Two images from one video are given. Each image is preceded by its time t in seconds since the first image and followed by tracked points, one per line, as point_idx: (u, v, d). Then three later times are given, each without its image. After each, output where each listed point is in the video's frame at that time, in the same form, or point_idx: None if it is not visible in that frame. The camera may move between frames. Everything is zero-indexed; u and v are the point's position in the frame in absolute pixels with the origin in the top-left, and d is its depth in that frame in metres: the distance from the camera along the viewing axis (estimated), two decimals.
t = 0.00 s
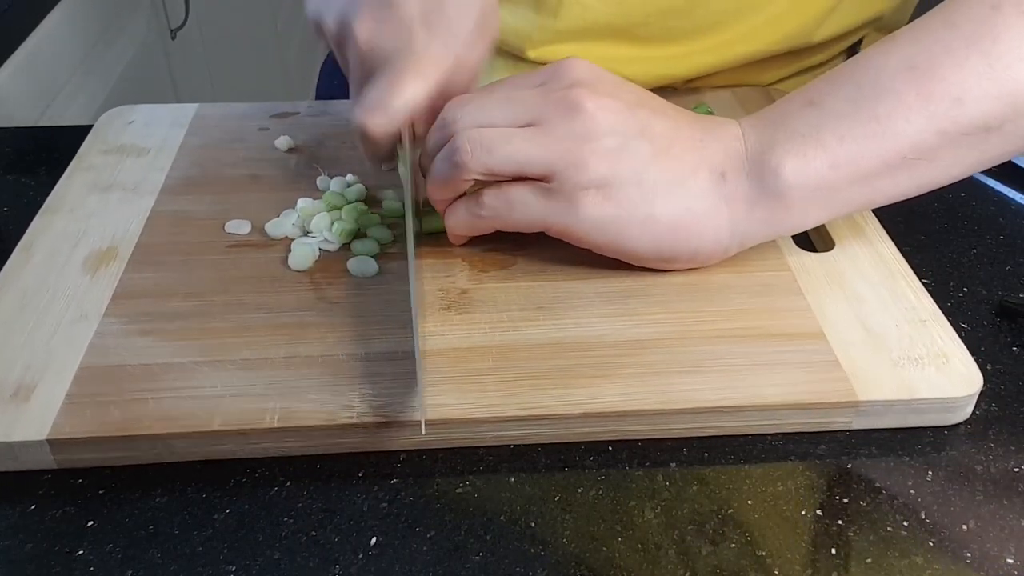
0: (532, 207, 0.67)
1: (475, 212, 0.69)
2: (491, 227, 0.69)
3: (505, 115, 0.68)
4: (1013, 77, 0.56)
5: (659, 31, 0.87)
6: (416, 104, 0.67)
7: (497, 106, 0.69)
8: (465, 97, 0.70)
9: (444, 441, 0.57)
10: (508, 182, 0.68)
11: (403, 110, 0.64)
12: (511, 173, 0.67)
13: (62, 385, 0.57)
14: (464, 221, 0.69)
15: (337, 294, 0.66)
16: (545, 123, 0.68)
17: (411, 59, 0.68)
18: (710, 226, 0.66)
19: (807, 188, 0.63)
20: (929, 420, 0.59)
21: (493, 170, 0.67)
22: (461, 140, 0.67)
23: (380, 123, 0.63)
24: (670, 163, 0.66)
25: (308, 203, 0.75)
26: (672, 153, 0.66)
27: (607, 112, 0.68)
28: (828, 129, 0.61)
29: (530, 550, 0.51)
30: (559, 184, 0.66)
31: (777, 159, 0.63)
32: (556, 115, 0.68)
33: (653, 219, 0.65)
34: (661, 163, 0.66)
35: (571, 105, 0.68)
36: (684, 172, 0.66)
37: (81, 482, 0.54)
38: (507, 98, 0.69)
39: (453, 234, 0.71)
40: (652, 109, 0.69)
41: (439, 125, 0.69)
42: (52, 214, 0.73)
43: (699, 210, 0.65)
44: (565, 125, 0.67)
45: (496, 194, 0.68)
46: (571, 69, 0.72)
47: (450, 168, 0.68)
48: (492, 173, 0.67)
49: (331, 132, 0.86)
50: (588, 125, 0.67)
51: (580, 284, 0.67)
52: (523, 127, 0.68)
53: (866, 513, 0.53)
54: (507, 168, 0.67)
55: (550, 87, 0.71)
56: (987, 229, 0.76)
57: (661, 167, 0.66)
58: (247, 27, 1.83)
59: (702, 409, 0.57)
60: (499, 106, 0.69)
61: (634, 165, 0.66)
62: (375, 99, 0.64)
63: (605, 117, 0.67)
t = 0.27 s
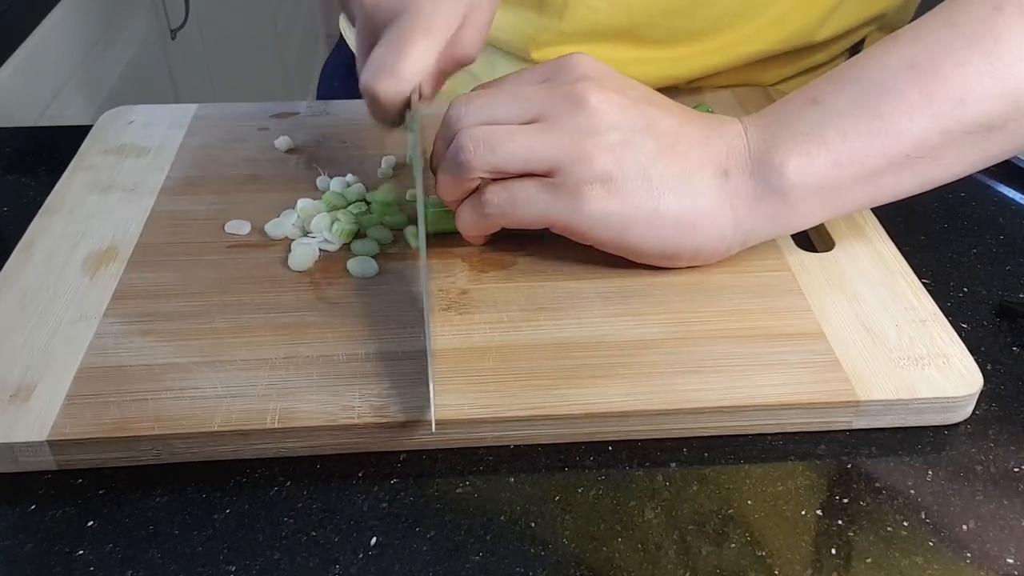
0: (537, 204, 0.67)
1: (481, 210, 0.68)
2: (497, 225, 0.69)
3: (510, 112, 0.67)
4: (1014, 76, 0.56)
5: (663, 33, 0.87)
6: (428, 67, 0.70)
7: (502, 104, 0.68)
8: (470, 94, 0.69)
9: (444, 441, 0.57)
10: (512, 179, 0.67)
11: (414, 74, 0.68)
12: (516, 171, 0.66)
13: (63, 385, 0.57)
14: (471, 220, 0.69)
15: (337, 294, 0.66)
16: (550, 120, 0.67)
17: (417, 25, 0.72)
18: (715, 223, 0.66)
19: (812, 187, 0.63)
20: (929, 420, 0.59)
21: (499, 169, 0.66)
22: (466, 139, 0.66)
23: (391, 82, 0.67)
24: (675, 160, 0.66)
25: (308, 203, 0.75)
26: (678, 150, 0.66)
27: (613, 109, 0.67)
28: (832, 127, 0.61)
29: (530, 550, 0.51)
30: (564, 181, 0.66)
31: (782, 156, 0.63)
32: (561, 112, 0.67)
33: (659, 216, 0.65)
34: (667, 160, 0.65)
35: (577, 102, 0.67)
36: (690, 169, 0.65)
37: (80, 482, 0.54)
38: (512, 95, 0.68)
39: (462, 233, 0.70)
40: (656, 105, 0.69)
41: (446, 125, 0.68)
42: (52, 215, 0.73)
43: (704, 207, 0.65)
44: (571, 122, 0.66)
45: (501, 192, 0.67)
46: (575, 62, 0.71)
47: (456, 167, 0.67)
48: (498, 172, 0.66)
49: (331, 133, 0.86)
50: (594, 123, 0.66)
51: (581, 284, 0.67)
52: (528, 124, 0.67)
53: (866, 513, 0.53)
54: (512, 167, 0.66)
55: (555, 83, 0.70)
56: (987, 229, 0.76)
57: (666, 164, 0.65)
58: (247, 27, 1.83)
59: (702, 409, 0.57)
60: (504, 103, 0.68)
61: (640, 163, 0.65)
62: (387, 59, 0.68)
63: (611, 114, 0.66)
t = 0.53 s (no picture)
0: (555, 198, 0.67)
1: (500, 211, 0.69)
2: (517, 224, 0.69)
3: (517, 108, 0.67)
4: None
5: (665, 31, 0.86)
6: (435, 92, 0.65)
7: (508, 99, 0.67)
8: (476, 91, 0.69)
9: (437, 441, 0.57)
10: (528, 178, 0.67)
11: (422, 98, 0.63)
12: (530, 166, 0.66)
13: (60, 381, 0.58)
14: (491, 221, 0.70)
15: (336, 293, 0.66)
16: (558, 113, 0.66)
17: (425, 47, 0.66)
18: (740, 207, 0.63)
19: (843, 165, 0.59)
20: (929, 425, 0.58)
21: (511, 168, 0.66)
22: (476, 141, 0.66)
23: (400, 112, 0.63)
24: (689, 143, 0.63)
25: (308, 202, 0.75)
26: (692, 130, 0.63)
27: (619, 98, 0.65)
28: (860, 103, 0.57)
29: (530, 550, 0.51)
30: (579, 175, 0.65)
31: (807, 131, 0.59)
32: (567, 105, 0.65)
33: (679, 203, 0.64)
34: (679, 145, 0.63)
35: (582, 93, 0.65)
36: (710, 149, 0.63)
37: (80, 482, 0.55)
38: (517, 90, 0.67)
39: (480, 234, 0.71)
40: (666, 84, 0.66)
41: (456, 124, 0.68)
42: (56, 215, 0.74)
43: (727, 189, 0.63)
44: (576, 116, 0.65)
45: (518, 193, 0.68)
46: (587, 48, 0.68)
47: (470, 168, 0.67)
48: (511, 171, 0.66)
49: (332, 131, 0.87)
50: (600, 114, 0.65)
51: (579, 283, 0.67)
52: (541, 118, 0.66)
53: (867, 513, 0.53)
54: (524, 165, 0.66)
55: (561, 70, 0.68)
56: (987, 229, 0.75)
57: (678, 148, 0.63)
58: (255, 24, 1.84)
59: (697, 411, 0.57)
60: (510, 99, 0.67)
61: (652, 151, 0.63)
62: (394, 86, 0.63)
63: (617, 103, 0.65)
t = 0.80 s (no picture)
0: (587, 207, 0.67)
1: (522, 217, 0.68)
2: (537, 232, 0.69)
3: (552, 117, 0.68)
4: None
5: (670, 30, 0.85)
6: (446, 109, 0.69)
7: (539, 109, 0.68)
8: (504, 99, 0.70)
9: (436, 441, 0.57)
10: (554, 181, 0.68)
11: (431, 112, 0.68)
12: (562, 175, 0.67)
13: (60, 380, 0.58)
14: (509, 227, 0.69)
15: (335, 292, 0.66)
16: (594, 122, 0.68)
17: (439, 71, 0.71)
18: (767, 216, 0.66)
19: (869, 169, 0.63)
20: (929, 426, 0.58)
21: (545, 173, 0.66)
22: (511, 145, 0.66)
23: (409, 126, 0.67)
24: (722, 155, 0.66)
25: (308, 202, 0.75)
26: (722, 145, 0.66)
27: (652, 110, 0.68)
28: (886, 109, 0.62)
29: (530, 550, 0.51)
30: (611, 185, 0.66)
31: (835, 141, 0.63)
32: (603, 115, 0.68)
33: (710, 214, 0.65)
34: (713, 155, 0.66)
35: (617, 105, 0.68)
36: (736, 161, 0.66)
37: (81, 482, 0.55)
38: (551, 100, 0.69)
39: (492, 240, 0.70)
40: (692, 102, 0.70)
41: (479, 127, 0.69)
42: (57, 213, 0.74)
43: (753, 199, 0.65)
44: (613, 125, 0.67)
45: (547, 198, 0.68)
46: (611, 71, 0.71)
47: (499, 170, 0.67)
48: (543, 177, 0.67)
49: (332, 131, 0.87)
50: (636, 124, 0.67)
51: (578, 284, 0.67)
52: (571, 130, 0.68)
53: (867, 513, 0.53)
54: (558, 171, 0.66)
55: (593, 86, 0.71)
56: (987, 229, 0.75)
57: (712, 158, 0.66)
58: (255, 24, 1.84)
59: (696, 412, 0.57)
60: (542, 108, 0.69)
61: (686, 159, 0.66)
62: (405, 103, 0.68)
63: (650, 114, 0.67)
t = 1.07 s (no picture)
0: (588, 208, 0.67)
1: (524, 218, 0.68)
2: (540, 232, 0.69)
3: (553, 120, 0.69)
4: None
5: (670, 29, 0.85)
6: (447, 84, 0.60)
7: (540, 113, 0.69)
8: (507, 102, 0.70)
9: (436, 441, 0.57)
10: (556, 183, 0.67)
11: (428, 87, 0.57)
12: (563, 176, 0.67)
13: (59, 380, 0.58)
14: (511, 228, 0.69)
15: (335, 293, 0.66)
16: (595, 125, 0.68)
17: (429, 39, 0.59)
18: (767, 218, 0.66)
19: (868, 172, 0.63)
20: (929, 427, 0.58)
21: (546, 174, 0.66)
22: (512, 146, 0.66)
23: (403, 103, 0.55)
24: (722, 157, 0.66)
25: (308, 202, 0.75)
26: (722, 148, 0.67)
27: (653, 113, 0.68)
28: (886, 114, 0.62)
29: (530, 550, 0.51)
30: (612, 186, 0.66)
31: (834, 144, 0.63)
32: (604, 118, 0.68)
33: (711, 216, 0.65)
34: (713, 158, 0.66)
35: (618, 108, 0.68)
36: (737, 164, 0.66)
37: (81, 482, 0.54)
38: (553, 103, 0.69)
39: (494, 241, 0.70)
40: (693, 106, 0.70)
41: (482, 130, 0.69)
42: (58, 213, 0.74)
43: (753, 201, 0.65)
44: (614, 127, 0.67)
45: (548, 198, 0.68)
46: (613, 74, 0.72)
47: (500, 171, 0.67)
48: (544, 178, 0.67)
49: (332, 131, 0.87)
50: (637, 127, 0.67)
51: (578, 284, 0.67)
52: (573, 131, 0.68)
53: (868, 513, 0.53)
54: (559, 172, 0.66)
55: (596, 90, 0.72)
56: (986, 229, 0.75)
57: (712, 160, 0.66)
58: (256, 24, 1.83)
59: (695, 413, 0.57)
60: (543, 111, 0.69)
61: (686, 161, 0.66)
62: (397, 77, 0.56)
63: (651, 117, 0.68)
